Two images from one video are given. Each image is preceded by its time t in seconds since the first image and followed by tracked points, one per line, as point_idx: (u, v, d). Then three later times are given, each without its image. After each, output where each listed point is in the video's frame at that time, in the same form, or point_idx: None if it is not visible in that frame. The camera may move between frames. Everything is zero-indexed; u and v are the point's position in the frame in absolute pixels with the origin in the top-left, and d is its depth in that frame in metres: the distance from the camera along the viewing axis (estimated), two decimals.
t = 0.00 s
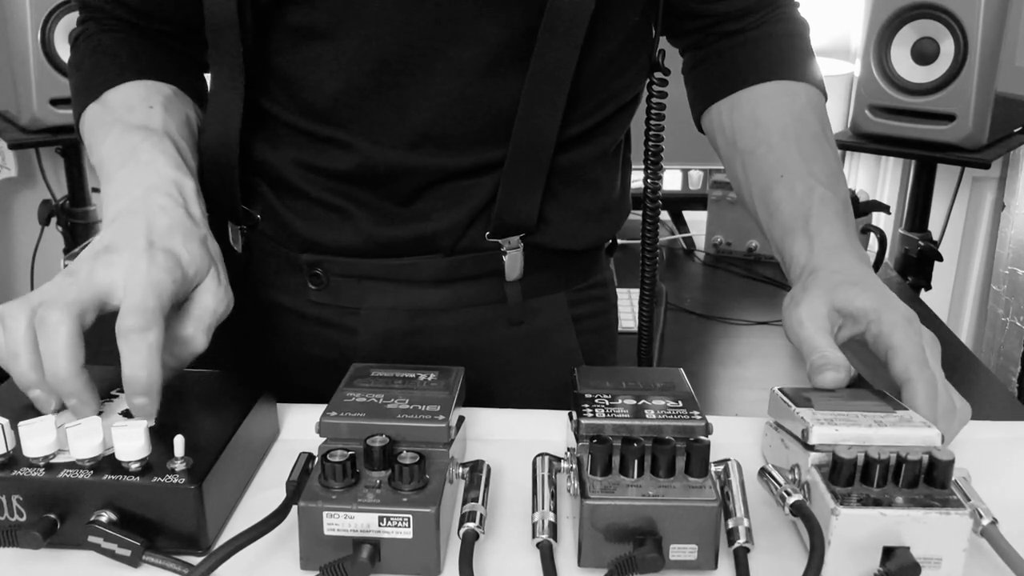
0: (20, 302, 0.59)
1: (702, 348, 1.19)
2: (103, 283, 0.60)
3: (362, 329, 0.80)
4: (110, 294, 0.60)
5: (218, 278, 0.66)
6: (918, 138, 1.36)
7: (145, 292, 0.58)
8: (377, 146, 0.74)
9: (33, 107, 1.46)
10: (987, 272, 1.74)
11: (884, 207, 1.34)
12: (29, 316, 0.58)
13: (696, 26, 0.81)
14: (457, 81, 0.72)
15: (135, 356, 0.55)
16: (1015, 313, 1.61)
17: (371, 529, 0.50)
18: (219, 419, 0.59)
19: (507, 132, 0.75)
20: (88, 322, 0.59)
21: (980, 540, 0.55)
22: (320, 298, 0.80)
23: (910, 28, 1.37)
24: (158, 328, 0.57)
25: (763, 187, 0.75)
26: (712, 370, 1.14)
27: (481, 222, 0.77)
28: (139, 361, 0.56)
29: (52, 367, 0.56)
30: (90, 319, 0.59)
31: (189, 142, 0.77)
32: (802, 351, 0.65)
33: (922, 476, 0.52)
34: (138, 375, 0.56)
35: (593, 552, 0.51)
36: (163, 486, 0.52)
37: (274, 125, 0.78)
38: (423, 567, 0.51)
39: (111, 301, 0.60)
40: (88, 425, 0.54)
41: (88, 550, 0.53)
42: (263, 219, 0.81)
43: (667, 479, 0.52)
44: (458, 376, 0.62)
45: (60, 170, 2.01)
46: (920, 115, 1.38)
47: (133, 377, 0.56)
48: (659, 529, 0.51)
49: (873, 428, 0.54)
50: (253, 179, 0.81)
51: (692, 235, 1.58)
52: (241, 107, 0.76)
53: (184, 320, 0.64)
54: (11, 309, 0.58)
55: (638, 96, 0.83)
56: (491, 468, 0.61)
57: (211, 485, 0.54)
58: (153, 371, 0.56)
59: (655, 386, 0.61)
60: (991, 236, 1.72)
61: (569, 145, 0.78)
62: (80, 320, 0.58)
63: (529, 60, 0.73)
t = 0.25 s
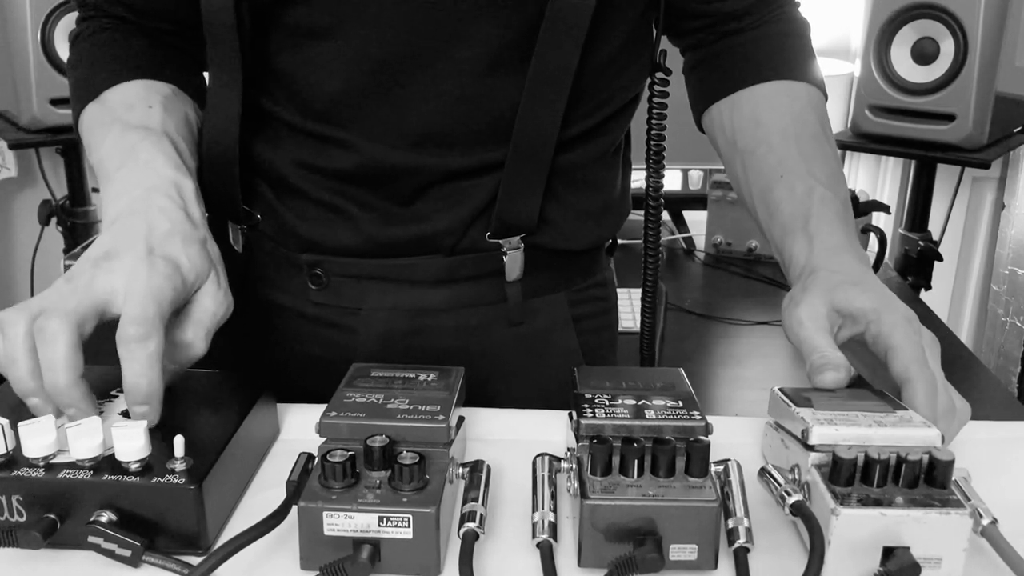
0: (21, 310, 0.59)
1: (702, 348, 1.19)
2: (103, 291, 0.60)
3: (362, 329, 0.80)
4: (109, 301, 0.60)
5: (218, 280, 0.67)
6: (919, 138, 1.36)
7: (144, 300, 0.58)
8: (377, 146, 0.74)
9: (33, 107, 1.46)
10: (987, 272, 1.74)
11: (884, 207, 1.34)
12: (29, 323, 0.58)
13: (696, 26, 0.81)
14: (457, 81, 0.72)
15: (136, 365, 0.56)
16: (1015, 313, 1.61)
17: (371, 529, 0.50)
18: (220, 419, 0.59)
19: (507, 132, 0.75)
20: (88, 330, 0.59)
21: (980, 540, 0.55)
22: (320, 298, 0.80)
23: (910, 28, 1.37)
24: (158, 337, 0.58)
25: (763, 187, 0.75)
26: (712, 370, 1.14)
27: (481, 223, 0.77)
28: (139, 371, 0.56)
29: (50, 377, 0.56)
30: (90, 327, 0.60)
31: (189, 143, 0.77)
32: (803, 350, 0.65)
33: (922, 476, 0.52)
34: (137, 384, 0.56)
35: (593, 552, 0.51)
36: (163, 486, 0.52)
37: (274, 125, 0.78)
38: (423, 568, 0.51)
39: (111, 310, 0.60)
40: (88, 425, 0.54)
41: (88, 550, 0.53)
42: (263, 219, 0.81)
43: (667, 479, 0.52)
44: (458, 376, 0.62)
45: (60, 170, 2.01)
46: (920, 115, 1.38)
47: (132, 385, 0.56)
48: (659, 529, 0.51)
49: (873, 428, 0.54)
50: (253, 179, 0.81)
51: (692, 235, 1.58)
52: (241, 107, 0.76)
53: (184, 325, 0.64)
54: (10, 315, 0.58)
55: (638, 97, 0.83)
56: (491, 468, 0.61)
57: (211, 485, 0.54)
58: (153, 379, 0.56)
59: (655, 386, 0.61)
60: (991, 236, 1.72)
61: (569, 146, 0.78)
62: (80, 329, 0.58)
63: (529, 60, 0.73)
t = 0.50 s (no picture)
0: (19, 305, 0.59)
1: (702, 348, 1.19)
2: (102, 287, 0.60)
3: (362, 329, 0.80)
4: (108, 297, 0.60)
5: (216, 279, 0.66)
6: (919, 138, 1.36)
7: (144, 296, 0.58)
8: (377, 146, 0.74)
9: (33, 107, 1.46)
10: (987, 272, 1.74)
11: (884, 207, 1.34)
12: (27, 318, 0.58)
13: (696, 26, 0.81)
14: (457, 81, 0.72)
15: (133, 358, 0.55)
16: (1015, 313, 1.61)
17: (371, 529, 0.50)
18: (220, 418, 0.59)
19: (507, 132, 0.75)
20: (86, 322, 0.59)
21: (980, 540, 0.55)
22: (319, 298, 0.80)
23: (910, 28, 1.37)
24: (155, 331, 0.57)
25: (763, 188, 0.75)
26: (712, 370, 1.14)
27: (481, 223, 0.77)
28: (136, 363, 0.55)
29: (48, 369, 0.56)
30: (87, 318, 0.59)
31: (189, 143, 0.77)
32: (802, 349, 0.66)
33: (922, 476, 0.52)
34: (134, 375, 0.55)
35: (594, 552, 0.51)
36: (163, 486, 0.52)
37: (274, 125, 0.78)
38: (423, 568, 0.51)
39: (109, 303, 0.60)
40: (88, 425, 0.54)
41: (88, 550, 0.53)
42: (263, 219, 0.82)
43: (667, 479, 0.52)
44: (458, 376, 0.62)
45: (60, 170, 2.01)
46: (920, 115, 1.38)
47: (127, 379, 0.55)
48: (660, 529, 0.51)
49: (874, 428, 0.54)
50: (252, 179, 0.81)
51: (692, 235, 1.58)
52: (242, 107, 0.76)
53: (182, 322, 0.64)
54: (8, 311, 0.58)
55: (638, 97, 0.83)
56: (491, 468, 0.61)
57: (211, 485, 0.54)
58: (150, 373, 0.56)
59: (655, 386, 0.61)
60: (991, 236, 1.72)
61: (569, 146, 0.78)
62: (77, 323, 0.58)
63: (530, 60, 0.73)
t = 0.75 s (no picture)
0: (20, 303, 0.58)
1: (702, 348, 1.19)
2: (104, 284, 0.59)
3: (361, 329, 0.80)
4: (109, 294, 0.59)
5: (218, 279, 0.66)
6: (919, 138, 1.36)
7: (147, 290, 0.59)
8: (377, 146, 0.74)
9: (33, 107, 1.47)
10: (987, 272, 1.74)
11: (884, 207, 1.34)
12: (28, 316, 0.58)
13: (696, 26, 0.81)
14: (457, 80, 0.72)
15: (134, 354, 0.55)
16: (1015, 313, 1.61)
17: (371, 529, 0.50)
18: (220, 418, 0.59)
19: (507, 132, 0.75)
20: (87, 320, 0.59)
21: (981, 540, 0.55)
22: (319, 298, 0.80)
23: (910, 28, 1.37)
24: (157, 325, 0.57)
25: (763, 188, 0.75)
26: (713, 370, 1.14)
27: (480, 223, 0.77)
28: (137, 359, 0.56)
29: (48, 366, 0.56)
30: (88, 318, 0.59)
31: (188, 143, 0.77)
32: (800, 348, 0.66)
33: (922, 476, 0.52)
34: (137, 372, 0.55)
35: (594, 552, 0.51)
36: (163, 486, 0.52)
37: (273, 125, 0.78)
38: (423, 568, 0.51)
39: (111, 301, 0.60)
40: (88, 425, 0.54)
41: (88, 550, 0.53)
42: (262, 219, 0.82)
43: (667, 479, 0.52)
44: (458, 376, 0.62)
45: (60, 170, 2.01)
46: (920, 115, 1.38)
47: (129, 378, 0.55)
48: (660, 529, 0.51)
49: (874, 428, 0.54)
50: (252, 179, 0.81)
51: (692, 235, 1.58)
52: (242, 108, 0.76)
53: (184, 320, 0.64)
54: (10, 309, 0.58)
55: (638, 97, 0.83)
56: (491, 468, 0.61)
57: (211, 485, 0.54)
58: (152, 370, 0.56)
59: (655, 386, 0.61)
60: (991, 236, 1.72)
61: (569, 146, 0.78)
62: (79, 319, 0.57)
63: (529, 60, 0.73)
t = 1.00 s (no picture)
0: (24, 311, 0.59)
1: (701, 348, 1.19)
2: (106, 293, 0.60)
3: (359, 328, 0.80)
4: (111, 302, 0.60)
5: (218, 283, 0.67)
6: (919, 137, 1.36)
7: (148, 304, 0.59)
8: (375, 145, 0.74)
9: (33, 107, 1.46)
10: (987, 272, 1.74)
11: (884, 207, 1.34)
12: (32, 324, 0.58)
13: (695, 27, 0.81)
14: (456, 80, 0.72)
15: (138, 365, 0.56)
16: (1015, 313, 1.61)
17: (371, 529, 0.50)
18: (220, 418, 0.59)
19: (504, 132, 0.75)
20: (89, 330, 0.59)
21: (981, 540, 0.55)
22: (316, 297, 0.80)
23: (910, 28, 1.37)
24: (161, 339, 0.58)
25: (762, 188, 0.75)
26: (712, 370, 1.14)
27: (478, 222, 0.77)
28: (139, 371, 0.56)
29: (52, 374, 0.56)
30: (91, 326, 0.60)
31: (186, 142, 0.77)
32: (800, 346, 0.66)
33: (922, 476, 0.52)
34: (141, 384, 0.56)
35: (594, 552, 0.51)
36: (163, 485, 0.52)
37: (271, 124, 0.78)
38: (423, 568, 0.51)
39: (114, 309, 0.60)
40: (88, 425, 0.54)
41: (88, 550, 0.53)
42: (260, 218, 0.82)
43: (667, 479, 0.52)
44: (458, 376, 0.62)
45: (60, 170, 2.01)
46: (920, 115, 1.38)
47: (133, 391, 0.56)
48: (659, 529, 0.51)
49: (873, 428, 0.54)
50: (249, 178, 0.81)
51: (692, 235, 1.57)
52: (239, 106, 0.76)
53: (185, 328, 0.64)
54: (14, 317, 0.58)
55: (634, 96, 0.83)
56: (491, 468, 0.61)
57: (211, 485, 0.54)
58: (155, 380, 0.56)
59: (655, 386, 0.61)
60: (991, 236, 1.72)
61: (566, 145, 0.78)
62: (82, 329, 0.58)
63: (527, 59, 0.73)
